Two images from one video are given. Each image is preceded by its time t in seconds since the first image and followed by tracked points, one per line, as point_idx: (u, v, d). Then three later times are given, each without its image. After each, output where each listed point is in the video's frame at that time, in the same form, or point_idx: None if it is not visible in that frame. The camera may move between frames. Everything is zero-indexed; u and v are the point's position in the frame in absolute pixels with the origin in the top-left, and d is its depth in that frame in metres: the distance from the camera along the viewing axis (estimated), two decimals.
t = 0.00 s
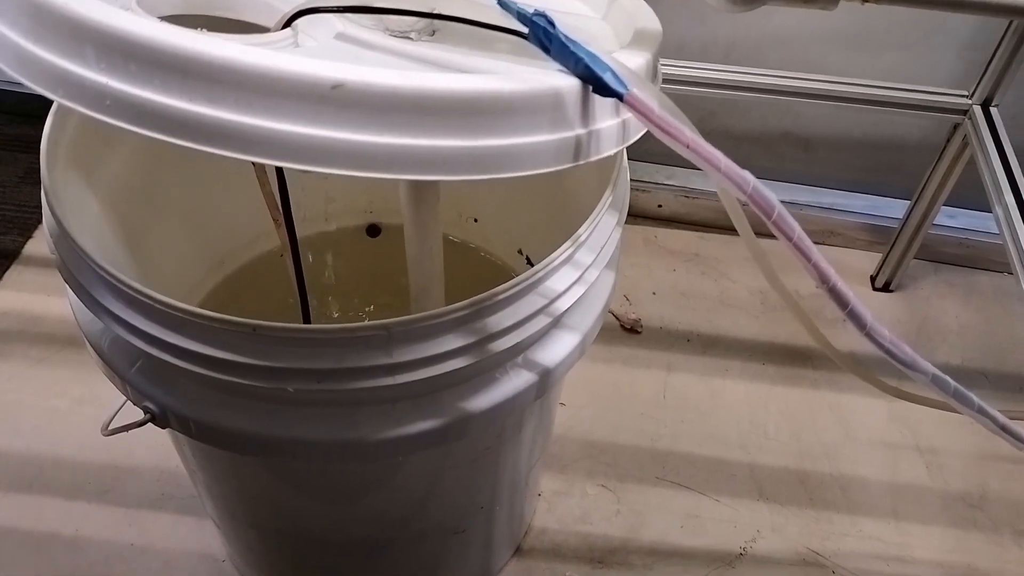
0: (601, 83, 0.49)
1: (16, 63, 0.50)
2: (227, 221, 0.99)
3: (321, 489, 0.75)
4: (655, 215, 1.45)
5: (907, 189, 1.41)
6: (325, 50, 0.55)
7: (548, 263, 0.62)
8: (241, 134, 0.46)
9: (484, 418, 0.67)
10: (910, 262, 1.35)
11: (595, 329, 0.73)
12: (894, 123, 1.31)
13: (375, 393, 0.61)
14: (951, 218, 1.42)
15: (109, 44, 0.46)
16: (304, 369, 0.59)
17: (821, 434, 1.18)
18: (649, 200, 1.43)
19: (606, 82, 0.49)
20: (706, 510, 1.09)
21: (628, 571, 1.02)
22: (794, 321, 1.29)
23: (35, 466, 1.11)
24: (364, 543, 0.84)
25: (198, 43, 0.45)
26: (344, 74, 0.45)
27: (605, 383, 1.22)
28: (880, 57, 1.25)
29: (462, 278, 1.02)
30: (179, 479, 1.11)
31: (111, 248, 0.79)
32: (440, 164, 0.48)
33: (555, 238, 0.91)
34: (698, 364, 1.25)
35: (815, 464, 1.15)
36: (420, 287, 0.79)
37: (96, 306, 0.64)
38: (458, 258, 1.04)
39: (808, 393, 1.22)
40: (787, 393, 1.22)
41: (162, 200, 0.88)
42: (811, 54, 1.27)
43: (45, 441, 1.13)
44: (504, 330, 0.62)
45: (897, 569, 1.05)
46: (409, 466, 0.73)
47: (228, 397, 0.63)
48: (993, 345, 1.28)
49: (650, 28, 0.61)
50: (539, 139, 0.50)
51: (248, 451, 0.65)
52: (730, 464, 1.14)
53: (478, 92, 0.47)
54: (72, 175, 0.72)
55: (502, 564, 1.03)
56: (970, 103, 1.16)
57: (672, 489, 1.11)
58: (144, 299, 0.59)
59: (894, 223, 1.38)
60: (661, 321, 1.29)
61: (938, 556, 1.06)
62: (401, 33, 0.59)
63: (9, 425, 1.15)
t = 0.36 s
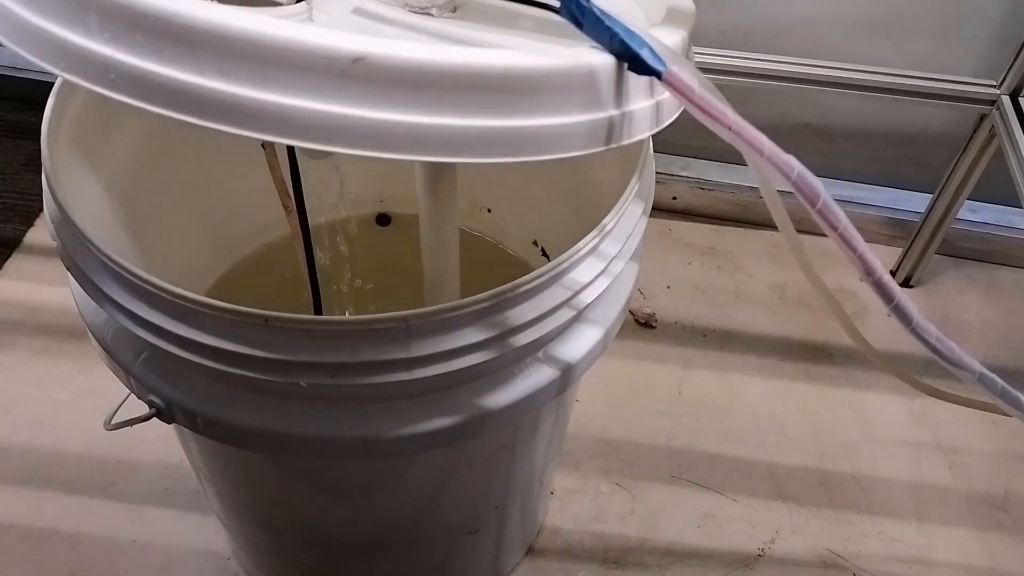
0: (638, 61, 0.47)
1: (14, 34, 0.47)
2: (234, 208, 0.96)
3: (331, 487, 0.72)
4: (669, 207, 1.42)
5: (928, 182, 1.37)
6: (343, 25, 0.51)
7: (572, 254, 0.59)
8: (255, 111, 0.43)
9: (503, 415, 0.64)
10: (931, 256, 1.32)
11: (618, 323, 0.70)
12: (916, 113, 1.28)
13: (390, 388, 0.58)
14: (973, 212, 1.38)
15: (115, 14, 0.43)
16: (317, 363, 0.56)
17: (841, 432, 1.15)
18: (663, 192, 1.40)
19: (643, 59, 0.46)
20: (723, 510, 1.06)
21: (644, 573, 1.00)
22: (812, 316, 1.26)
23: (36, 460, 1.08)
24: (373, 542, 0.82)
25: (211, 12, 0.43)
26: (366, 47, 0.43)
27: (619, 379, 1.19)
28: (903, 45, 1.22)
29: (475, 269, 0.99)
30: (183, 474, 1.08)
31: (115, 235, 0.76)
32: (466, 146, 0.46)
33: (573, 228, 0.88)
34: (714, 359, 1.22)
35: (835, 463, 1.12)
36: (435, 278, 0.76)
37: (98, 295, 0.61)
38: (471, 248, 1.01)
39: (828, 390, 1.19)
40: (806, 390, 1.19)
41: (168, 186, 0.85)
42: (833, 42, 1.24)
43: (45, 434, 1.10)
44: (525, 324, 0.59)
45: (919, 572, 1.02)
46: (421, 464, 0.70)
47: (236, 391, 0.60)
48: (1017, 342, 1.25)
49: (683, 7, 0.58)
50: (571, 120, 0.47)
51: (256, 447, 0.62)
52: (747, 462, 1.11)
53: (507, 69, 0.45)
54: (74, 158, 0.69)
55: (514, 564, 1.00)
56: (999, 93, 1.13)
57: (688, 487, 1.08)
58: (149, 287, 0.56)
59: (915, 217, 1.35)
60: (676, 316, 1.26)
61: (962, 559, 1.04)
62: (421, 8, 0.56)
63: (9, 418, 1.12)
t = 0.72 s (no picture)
0: (672, 44, 0.44)
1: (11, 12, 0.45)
2: (240, 199, 0.93)
3: (340, 487, 0.70)
4: (683, 200, 1.39)
5: (948, 176, 1.35)
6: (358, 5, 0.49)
7: (594, 248, 0.56)
8: (266, 94, 0.41)
9: (519, 415, 0.62)
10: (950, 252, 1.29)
11: (638, 319, 0.68)
12: (937, 104, 1.25)
13: (404, 387, 0.55)
14: (993, 207, 1.36)
15: None
16: (328, 360, 0.53)
17: (858, 432, 1.12)
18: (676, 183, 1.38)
19: (677, 43, 0.44)
20: (738, 510, 1.04)
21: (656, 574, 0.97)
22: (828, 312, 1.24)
23: (36, 455, 1.06)
24: (381, 543, 0.79)
25: None
26: (385, 26, 0.40)
27: (632, 375, 1.16)
28: (925, 35, 1.19)
29: (487, 264, 0.97)
30: (186, 470, 1.06)
31: (117, 225, 0.73)
32: (489, 133, 0.43)
33: (590, 222, 0.85)
34: (729, 356, 1.19)
35: (852, 463, 1.09)
36: (447, 272, 0.74)
37: (100, 288, 0.58)
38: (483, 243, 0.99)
39: (845, 388, 1.16)
40: (822, 388, 1.16)
41: (173, 174, 0.83)
42: (853, 32, 1.21)
43: (46, 428, 1.08)
44: (544, 321, 0.56)
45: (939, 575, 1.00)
46: (433, 464, 0.68)
47: (243, 389, 0.58)
48: None
49: None
50: (600, 107, 0.45)
51: (262, 447, 0.60)
52: (763, 461, 1.09)
53: (534, 51, 0.42)
54: (76, 145, 0.66)
55: (524, 564, 0.98)
56: None
57: (702, 487, 1.06)
58: (153, 280, 0.54)
59: (934, 212, 1.32)
60: (689, 311, 1.24)
61: (982, 562, 1.01)
62: None
63: (8, 411, 1.10)
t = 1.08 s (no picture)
0: (691, 40, 0.42)
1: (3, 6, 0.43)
2: (242, 198, 0.92)
3: (345, 494, 0.68)
4: (690, 200, 1.37)
5: (959, 176, 1.33)
6: None
7: (607, 251, 0.55)
8: (268, 91, 0.39)
9: (529, 423, 0.60)
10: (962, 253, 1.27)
11: (649, 323, 0.66)
12: (949, 103, 1.23)
13: (410, 394, 0.54)
14: (1005, 208, 1.34)
15: None
16: (331, 367, 0.52)
17: (869, 436, 1.11)
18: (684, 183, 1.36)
19: (697, 39, 0.42)
20: (747, 516, 1.02)
21: None
22: (838, 315, 1.22)
23: (34, 458, 1.04)
24: (385, 550, 0.78)
25: None
26: (393, 21, 0.39)
27: (639, 378, 1.15)
28: (938, 32, 1.17)
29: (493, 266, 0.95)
30: (186, 473, 1.04)
31: (115, 226, 0.72)
32: (501, 133, 0.41)
33: (599, 223, 0.84)
34: (738, 359, 1.17)
35: (863, 468, 1.08)
36: (454, 275, 0.72)
37: (97, 292, 0.57)
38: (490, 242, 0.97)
39: (856, 392, 1.15)
40: (833, 391, 1.14)
41: (173, 174, 0.81)
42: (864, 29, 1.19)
43: (45, 431, 1.07)
44: (555, 326, 0.55)
45: None
46: (439, 472, 0.66)
47: (244, 396, 0.56)
48: None
49: None
50: (616, 105, 0.43)
51: (264, 456, 0.58)
52: (772, 467, 1.07)
53: (548, 47, 0.41)
54: (73, 144, 0.65)
55: (530, 571, 0.96)
56: None
57: (711, 492, 1.04)
58: (152, 284, 0.52)
59: (946, 213, 1.30)
60: (697, 313, 1.22)
61: (996, 569, 0.99)
62: None
63: (7, 413, 1.08)
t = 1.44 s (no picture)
0: (723, 24, 0.41)
1: None
2: (248, 193, 0.90)
3: (353, 498, 0.66)
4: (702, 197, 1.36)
5: (976, 175, 1.30)
6: None
7: (628, 248, 0.53)
8: (280, 76, 0.37)
9: (544, 425, 0.58)
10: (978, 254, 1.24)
11: (668, 323, 0.64)
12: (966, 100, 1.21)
13: (423, 396, 0.52)
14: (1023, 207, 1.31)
15: None
16: (342, 368, 0.50)
17: (885, 438, 1.08)
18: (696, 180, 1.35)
19: (730, 22, 0.41)
20: (761, 519, 1.00)
21: None
22: (853, 315, 1.20)
23: (33, 456, 1.02)
24: (392, 554, 0.76)
25: None
26: (412, 2, 0.37)
27: (650, 378, 1.13)
28: (957, 26, 1.15)
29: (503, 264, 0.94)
30: (188, 473, 1.02)
31: (117, 220, 0.70)
32: (522, 122, 0.39)
33: (614, 220, 0.82)
34: (751, 359, 1.15)
35: (878, 471, 1.05)
36: (465, 272, 0.70)
37: (98, 288, 0.55)
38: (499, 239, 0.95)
39: (870, 394, 1.12)
40: (847, 393, 1.12)
41: (178, 166, 0.79)
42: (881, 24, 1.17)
43: (45, 429, 1.05)
44: (575, 325, 0.53)
45: None
46: (449, 477, 0.64)
47: (251, 397, 0.54)
48: None
49: None
50: (644, 94, 0.41)
51: (271, 458, 0.56)
52: (786, 469, 1.05)
53: (575, 32, 0.39)
54: (74, 134, 0.63)
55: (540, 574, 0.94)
56: None
57: (724, 495, 1.02)
58: (155, 280, 0.50)
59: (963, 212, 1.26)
60: (709, 312, 1.20)
61: None
62: None
63: (6, 410, 1.06)
